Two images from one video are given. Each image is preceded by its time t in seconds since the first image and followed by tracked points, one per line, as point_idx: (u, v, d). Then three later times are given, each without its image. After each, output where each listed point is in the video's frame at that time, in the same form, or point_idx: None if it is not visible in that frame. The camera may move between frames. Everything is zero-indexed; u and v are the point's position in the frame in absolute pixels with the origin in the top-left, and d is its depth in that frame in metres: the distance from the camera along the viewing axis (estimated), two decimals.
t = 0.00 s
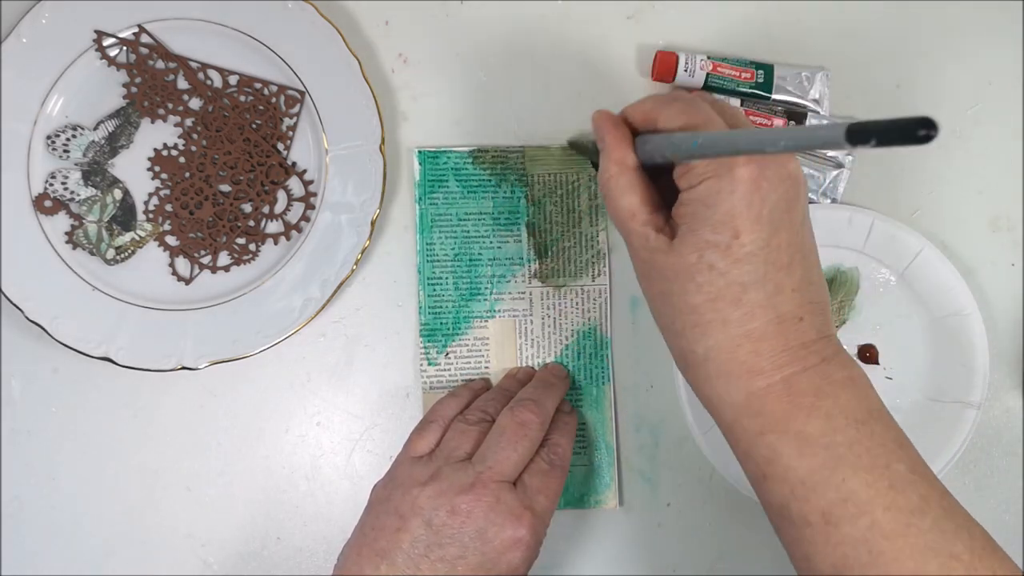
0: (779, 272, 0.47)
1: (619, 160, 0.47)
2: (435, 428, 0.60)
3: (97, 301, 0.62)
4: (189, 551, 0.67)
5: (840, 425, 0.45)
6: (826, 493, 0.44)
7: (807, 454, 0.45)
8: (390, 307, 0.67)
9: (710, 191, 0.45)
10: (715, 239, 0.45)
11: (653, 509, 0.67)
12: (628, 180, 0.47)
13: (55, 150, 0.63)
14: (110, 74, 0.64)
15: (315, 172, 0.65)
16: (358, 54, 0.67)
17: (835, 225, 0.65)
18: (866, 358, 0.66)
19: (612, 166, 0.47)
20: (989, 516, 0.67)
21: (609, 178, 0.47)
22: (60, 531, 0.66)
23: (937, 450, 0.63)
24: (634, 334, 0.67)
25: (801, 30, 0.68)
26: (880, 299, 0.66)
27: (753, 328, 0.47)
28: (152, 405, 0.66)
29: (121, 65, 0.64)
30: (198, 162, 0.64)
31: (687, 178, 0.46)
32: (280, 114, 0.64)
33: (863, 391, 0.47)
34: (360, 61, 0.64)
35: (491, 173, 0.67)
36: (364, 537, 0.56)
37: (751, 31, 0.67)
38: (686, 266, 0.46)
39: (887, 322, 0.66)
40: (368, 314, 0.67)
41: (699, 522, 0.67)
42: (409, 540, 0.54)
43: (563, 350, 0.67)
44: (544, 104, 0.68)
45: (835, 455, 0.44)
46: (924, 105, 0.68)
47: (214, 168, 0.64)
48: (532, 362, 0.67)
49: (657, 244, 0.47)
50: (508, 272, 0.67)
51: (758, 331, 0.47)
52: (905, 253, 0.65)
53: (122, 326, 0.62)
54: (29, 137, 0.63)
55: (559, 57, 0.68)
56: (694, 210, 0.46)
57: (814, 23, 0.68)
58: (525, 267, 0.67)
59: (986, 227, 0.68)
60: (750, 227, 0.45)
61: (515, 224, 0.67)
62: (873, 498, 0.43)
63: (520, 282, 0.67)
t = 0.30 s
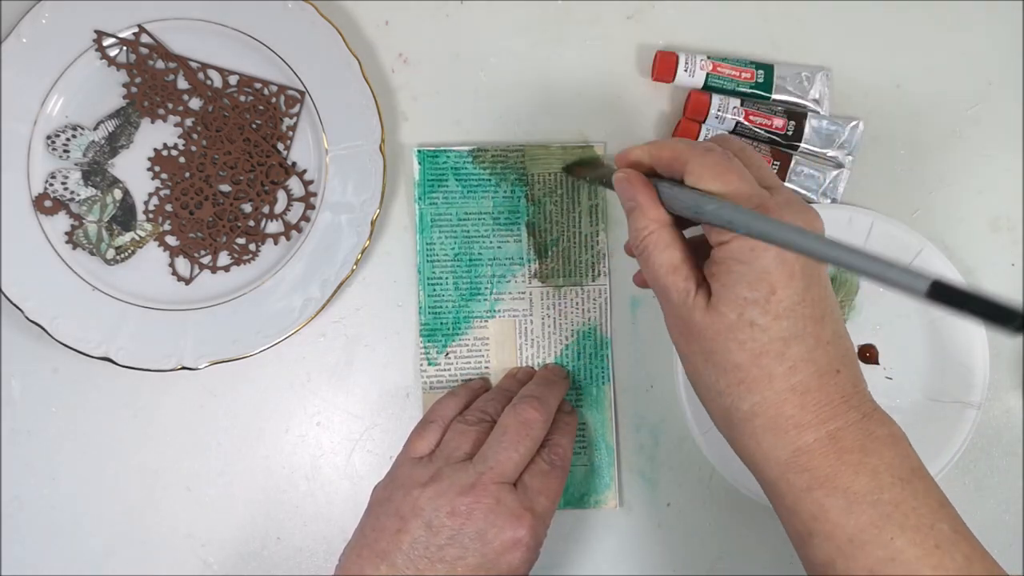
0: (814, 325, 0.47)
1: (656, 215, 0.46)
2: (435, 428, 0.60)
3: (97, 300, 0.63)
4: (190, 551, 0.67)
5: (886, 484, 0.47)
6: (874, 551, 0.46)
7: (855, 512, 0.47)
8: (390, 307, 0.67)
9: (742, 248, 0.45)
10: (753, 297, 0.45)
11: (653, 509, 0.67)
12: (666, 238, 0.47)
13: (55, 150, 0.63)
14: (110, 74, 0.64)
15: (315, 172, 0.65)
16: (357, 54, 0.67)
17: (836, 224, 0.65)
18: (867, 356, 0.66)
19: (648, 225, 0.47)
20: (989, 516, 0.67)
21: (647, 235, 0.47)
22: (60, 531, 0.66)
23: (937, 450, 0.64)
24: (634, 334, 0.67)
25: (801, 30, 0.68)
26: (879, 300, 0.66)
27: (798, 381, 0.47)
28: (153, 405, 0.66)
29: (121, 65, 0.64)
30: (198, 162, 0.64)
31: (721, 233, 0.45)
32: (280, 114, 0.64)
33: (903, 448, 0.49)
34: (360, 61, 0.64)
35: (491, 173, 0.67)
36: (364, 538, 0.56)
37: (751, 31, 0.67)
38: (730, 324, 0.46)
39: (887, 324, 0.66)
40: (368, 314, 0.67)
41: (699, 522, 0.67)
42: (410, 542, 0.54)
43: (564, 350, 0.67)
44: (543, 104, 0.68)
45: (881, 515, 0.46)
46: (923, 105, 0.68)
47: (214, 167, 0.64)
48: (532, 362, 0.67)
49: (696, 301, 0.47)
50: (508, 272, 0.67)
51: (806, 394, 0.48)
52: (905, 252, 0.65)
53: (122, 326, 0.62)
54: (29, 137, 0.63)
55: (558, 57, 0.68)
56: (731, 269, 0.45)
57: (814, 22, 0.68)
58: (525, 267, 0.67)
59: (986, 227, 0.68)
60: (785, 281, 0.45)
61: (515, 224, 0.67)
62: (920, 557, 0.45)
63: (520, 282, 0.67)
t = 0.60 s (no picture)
0: (781, 309, 0.46)
1: (605, 230, 0.48)
2: (434, 432, 0.60)
3: (97, 300, 0.62)
4: (190, 551, 0.67)
5: (864, 465, 0.44)
6: (853, 532, 0.43)
7: (832, 495, 0.44)
8: (390, 307, 0.67)
9: (699, 240, 0.45)
10: (715, 287, 0.45)
11: (654, 508, 0.67)
12: (616, 249, 0.47)
13: (55, 150, 0.63)
14: (110, 73, 0.64)
15: (315, 172, 0.65)
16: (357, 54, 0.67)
17: (836, 225, 0.65)
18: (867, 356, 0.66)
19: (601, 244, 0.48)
20: (990, 516, 0.67)
21: (597, 250, 0.48)
22: (60, 531, 0.66)
23: (939, 450, 0.63)
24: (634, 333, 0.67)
25: (801, 30, 0.68)
26: (881, 299, 0.66)
27: (769, 367, 0.46)
28: (153, 405, 0.66)
29: (121, 65, 0.64)
30: (198, 162, 0.64)
31: (675, 233, 0.46)
32: (280, 114, 0.64)
33: (879, 426, 0.46)
34: (360, 61, 0.64)
35: (491, 174, 0.67)
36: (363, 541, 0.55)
37: (751, 31, 0.67)
38: (695, 317, 0.45)
39: (888, 323, 0.66)
40: (368, 314, 0.67)
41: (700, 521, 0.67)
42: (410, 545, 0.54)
43: (563, 350, 0.67)
44: (544, 104, 0.68)
45: (859, 496, 0.44)
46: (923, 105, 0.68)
47: (214, 168, 0.64)
48: (531, 362, 0.67)
49: (658, 304, 0.46)
50: (508, 272, 0.67)
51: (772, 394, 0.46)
52: (905, 252, 0.65)
53: (122, 327, 0.62)
54: (29, 137, 0.63)
55: (558, 57, 0.68)
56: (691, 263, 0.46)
57: (814, 22, 0.68)
58: (525, 268, 0.67)
59: (986, 227, 0.68)
60: (745, 268, 0.45)
61: (515, 224, 0.67)
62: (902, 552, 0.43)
63: (520, 282, 0.67)
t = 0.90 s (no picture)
0: (755, 256, 0.47)
1: (598, 142, 0.46)
2: (421, 425, 0.59)
3: (97, 301, 0.62)
4: (190, 551, 0.67)
5: (812, 404, 0.46)
6: (797, 469, 0.45)
7: (780, 432, 0.46)
8: (390, 307, 0.67)
9: (690, 170, 0.45)
10: (694, 220, 0.46)
11: (654, 508, 0.67)
12: (608, 164, 0.46)
13: (55, 150, 0.63)
14: (110, 74, 0.64)
15: (315, 172, 0.65)
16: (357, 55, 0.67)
17: (836, 224, 0.65)
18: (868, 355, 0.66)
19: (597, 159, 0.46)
20: (990, 517, 0.67)
21: (588, 163, 0.47)
22: (60, 531, 0.66)
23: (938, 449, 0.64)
24: (634, 333, 0.67)
25: (802, 30, 0.68)
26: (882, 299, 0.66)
27: (732, 306, 0.47)
28: (153, 405, 0.66)
29: (121, 65, 0.64)
30: (198, 162, 0.64)
31: (667, 159, 0.46)
32: (280, 114, 0.64)
33: (829, 373, 0.48)
34: (360, 61, 0.64)
35: (490, 174, 0.67)
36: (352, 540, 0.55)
37: (751, 31, 0.67)
38: (669, 246, 0.46)
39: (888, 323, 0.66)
40: (368, 314, 0.67)
41: (700, 522, 0.67)
42: (399, 541, 0.54)
43: (564, 350, 0.67)
44: (543, 104, 0.68)
45: (805, 433, 0.45)
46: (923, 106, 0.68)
47: (214, 167, 0.64)
48: (532, 362, 0.67)
49: (635, 226, 0.47)
50: (508, 272, 0.67)
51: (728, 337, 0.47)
52: (906, 252, 0.65)
53: (122, 327, 0.62)
54: (29, 137, 0.63)
55: (558, 57, 0.68)
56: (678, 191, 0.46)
57: (814, 22, 0.68)
58: (525, 267, 0.67)
59: (986, 227, 0.68)
60: (728, 207, 0.46)
61: (514, 224, 0.67)
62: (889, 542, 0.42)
63: (520, 282, 0.67)
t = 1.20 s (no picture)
0: (801, 286, 0.46)
1: (647, 165, 0.46)
2: (426, 433, 0.60)
3: (97, 301, 0.63)
4: (190, 551, 0.67)
5: (852, 438, 0.44)
6: (836, 505, 0.42)
7: (819, 465, 0.43)
8: (390, 307, 0.67)
9: (744, 197, 0.45)
10: (748, 247, 0.45)
11: (654, 509, 0.67)
12: (651, 183, 0.45)
13: (55, 150, 0.63)
14: (110, 74, 0.64)
15: (315, 171, 0.65)
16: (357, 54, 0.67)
17: (835, 224, 0.65)
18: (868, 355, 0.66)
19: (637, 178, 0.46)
20: (990, 517, 0.67)
21: (632, 182, 0.46)
22: (61, 531, 0.66)
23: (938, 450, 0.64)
24: (631, 330, 0.67)
25: (802, 30, 0.68)
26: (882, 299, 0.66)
27: (773, 338, 0.45)
28: (153, 405, 0.66)
29: (121, 65, 0.64)
30: (198, 162, 0.64)
31: (719, 184, 0.47)
32: (280, 113, 0.64)
33: (865, 408, 0.46)
34: (360, 61, 0.64)
35: (468, 181, 0.67)
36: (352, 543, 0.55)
37: (751, 31, 0.67)
38: (719, 271, 0.45)
39: (888, 324, 0.66)
40: (368, 314, 0.67)
41: (699, 522, 0.67)
42: (398, 546, 0.53)
43: (562, 349, 0.67)
44: (543, 104, 0.68)
45: (847, 468, 0.43)
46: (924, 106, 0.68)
47: (213, 167, 0.64)
48: (531, 364, 0.67)
49: (681, 249, 0.46)
50: (496, 278, 0.67)
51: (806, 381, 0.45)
52: (906, 252, 0.65)
53: (122, 327, 0.62)
54: (29, 137, 0.63)
55: (559, 56, 0.68)
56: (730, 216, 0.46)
57: (814, 22, 0.68)
58: (513, 271, 0.67)
59: (986, 227, 0.68)
60: (781, 235, 0.45)
61: (498, 229, 0.67)
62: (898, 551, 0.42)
63: (509, 287, 0.67)
